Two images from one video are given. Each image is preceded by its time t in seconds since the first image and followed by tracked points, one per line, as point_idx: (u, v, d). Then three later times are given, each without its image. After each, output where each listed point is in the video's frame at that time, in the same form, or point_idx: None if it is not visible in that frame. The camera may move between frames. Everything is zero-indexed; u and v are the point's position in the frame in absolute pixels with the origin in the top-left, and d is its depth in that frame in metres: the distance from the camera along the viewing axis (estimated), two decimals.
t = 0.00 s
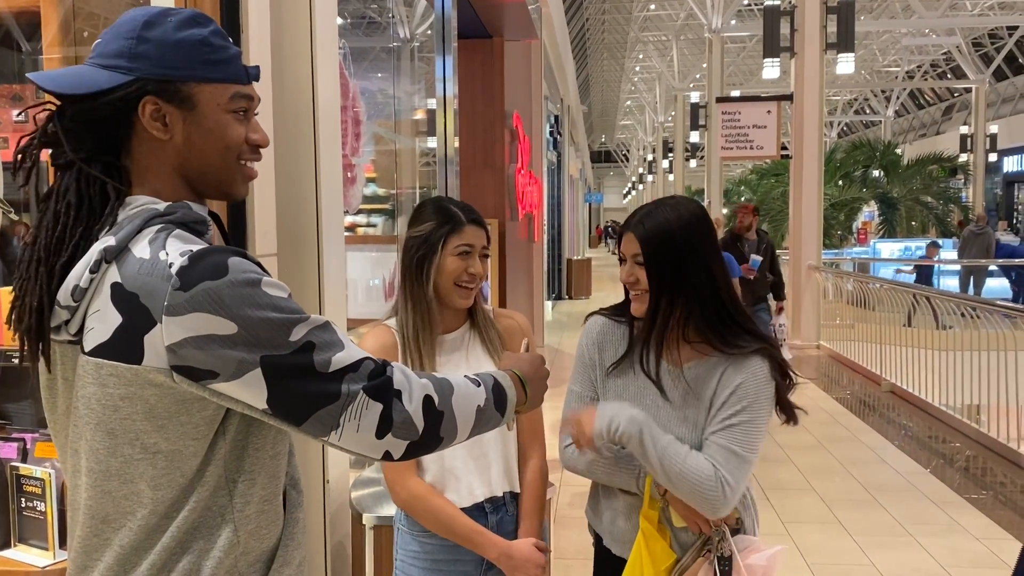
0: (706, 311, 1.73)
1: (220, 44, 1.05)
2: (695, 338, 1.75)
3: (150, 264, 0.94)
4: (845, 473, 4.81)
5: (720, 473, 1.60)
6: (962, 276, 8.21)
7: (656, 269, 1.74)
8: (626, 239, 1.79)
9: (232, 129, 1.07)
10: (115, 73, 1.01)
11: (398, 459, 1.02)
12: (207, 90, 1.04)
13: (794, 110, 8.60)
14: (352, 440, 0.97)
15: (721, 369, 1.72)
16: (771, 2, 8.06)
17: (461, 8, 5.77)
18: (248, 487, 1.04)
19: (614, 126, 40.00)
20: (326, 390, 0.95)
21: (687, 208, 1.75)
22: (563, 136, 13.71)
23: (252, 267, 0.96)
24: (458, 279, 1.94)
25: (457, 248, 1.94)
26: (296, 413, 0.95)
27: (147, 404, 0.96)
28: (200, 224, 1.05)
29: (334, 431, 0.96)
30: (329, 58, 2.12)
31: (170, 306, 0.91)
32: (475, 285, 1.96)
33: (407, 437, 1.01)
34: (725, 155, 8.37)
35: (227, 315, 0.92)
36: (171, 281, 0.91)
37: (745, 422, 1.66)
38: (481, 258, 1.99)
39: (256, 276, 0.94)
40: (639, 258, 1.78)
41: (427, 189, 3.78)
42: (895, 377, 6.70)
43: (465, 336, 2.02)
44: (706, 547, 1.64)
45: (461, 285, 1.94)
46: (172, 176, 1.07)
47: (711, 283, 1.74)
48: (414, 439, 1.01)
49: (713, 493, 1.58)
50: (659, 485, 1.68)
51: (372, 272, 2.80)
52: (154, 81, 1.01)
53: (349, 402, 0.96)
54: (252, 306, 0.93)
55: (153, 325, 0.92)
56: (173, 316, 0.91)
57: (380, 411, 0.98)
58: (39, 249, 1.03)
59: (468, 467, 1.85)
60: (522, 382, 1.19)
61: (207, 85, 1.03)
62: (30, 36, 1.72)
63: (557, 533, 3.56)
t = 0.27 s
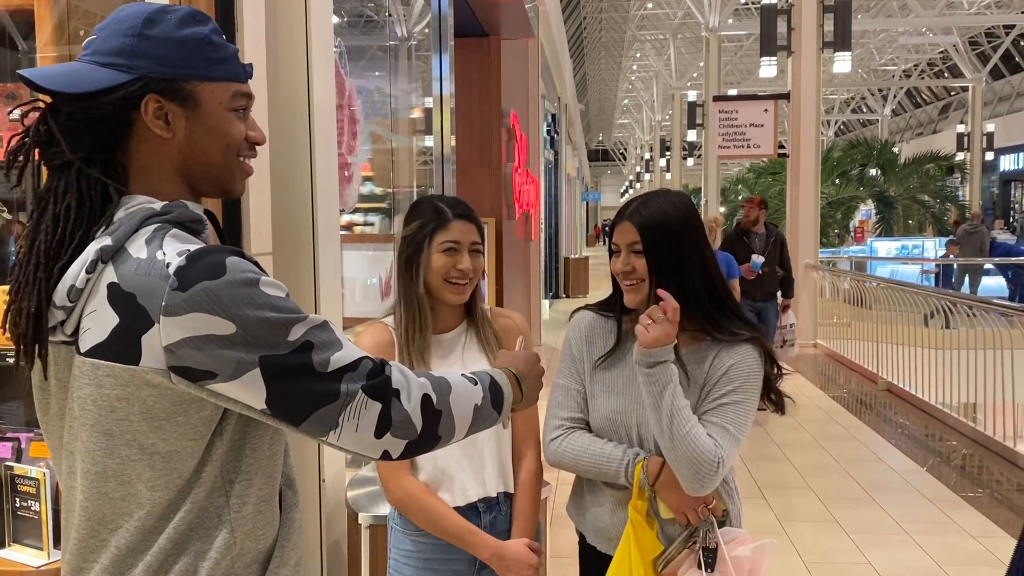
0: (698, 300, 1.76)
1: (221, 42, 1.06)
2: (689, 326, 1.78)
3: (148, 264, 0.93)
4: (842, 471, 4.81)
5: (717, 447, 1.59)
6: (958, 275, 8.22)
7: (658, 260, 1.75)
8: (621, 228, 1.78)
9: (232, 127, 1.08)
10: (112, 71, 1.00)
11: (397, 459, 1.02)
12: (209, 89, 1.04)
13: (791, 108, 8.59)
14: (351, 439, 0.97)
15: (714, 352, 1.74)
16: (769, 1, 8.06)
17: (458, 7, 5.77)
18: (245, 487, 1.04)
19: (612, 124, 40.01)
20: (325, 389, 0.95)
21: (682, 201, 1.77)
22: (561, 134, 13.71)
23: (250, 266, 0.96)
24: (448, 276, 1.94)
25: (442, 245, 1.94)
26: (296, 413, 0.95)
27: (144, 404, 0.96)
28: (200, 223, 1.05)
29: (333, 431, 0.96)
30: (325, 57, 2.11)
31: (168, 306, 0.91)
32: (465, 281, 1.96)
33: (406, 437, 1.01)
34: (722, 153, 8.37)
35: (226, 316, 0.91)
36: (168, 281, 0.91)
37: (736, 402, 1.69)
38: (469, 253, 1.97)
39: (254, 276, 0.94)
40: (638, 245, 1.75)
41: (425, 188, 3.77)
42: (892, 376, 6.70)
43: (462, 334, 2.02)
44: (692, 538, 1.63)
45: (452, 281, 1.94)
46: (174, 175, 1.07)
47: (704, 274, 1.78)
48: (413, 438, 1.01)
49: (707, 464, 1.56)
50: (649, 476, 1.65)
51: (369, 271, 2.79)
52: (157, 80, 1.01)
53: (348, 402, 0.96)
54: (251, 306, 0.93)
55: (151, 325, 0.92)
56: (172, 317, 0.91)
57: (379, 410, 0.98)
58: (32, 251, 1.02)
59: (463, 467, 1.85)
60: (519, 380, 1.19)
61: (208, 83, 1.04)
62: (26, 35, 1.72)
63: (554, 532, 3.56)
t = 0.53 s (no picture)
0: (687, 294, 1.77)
1: (198, 35, 1.03)
2: (682, 320, 1.76)
3: (145, 262, 0.93)
4: (839, 471, 4.81)
5: (763, 461, 1.62)
6: (956, 275, 8.22)
7: (651, 253, 1.76)
8: (614, 221, 1.80)
9: (210, 121, 1.05)
10: (93, 68, 1.01)
11: (395, 459, 1.02)
12: (181, 82, 1.03)
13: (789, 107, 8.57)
14: (349, 439, 0.97)
15: (710, 348, 1.73)
16: None
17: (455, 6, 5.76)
18: (242, 488, 1.04)
19: (610, 123, 40.02)
20: (325, 389, 0.95)
21: (675, 198, 1.80)
22: (559, 133, 13.69)
23: (248, 265, 0.96)
24: (434, 274, 1.92)
25: (426, 245, 1.94)
26: (294, 413, 0.94)
27: (142, 404, 0.95)
28: (194, 221, 1.04)
29: (330, 431, 0.96)
30: (322, 59, 2.11)
31: (166, 304, 0.90)
32: (455, 278, 1.93)
33: (405, 437, 1.00)
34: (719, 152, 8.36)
35: (224, 315, 0.91)
36: (166, 279, 0.91)
37: (761, 408, 1.67)
38: (457, 250, 1.95)
39: (253, 274, 0.94)
40: (633, 237, 1.77)
41: (422, 187, 3.77)
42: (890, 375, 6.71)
43: (463, 333, 2.01)
44: (688, 536, 1.65)
45: (440, 279, 1.92)
46: (156, 171, 1.06)
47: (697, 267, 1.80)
48: (412, 438, 1.01)
49: (761, 482, 1.61)
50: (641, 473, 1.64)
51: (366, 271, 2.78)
52: (128, 75, 1.00)
53: (347, 402, 0.96)
54: (250, 305, 0.92)
55: (148, 324, 0.92)
56: (169, 314, 0.90)
57: (378, 410, 0.98)
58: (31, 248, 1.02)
59: (458, 466, 1.85)
60: (518, 381, 1.19)
61: (180, 76, 1.02)
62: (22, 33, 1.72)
63: (551, 530, 3.56)
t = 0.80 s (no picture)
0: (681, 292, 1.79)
1: (196, 33, 1.03)
2: (679, 316, 1.79)
3: (143, 261, 0.93)
4: (837, 470, 4.82)
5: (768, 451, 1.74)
6: (955, 274, 8.22)
7: (635, 252, 1.77)
8: (600, 220, 1.82)
9: (206, 120, 1.05)
10: (91, 67, 1.01)
11: (394, 461, 1.01)
12: (179, 81, 1.02)
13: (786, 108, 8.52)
14: (347, 441, 0.97)
15: (710, 347, 1.75)
16: None
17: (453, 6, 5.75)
18: (241, 489, 1.04)
19: (609, 123, 40.02)
20: (323, 390, 0.94)
21: (662, 198, 1.80)
22: (557, 133, 13.69)
23: (247, 265, 0.96)
24: (435, 273, 1.93)
25: (427, 244, 1.95)
26: (291, 414, 0.94)
27: (140, 404, 0.95)
28: (194, 220, 1.03)
29: (328, 432, 0.96)
30: (320, 59, 2.11)
31: (163, 304, 0.90)
32: (456, 276, 1.93)
33: (404, 439, 1.00)
34: (718, 152, 8.37)
35: (222, 314, 0.91)
36: (164, 278, 0.91)
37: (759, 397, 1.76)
38: (458, 249, 1.95)
39: (251, 274, 0.94)
40: (617, 236, 1.79)
41: (420, 187, 3.77)
42: (889, 374, 6.71)
43: (464, 334, 2.01)
44: (679, 542, 1.64)
45: (441, 277, 1.93)
46: (151, 171, 1.06)
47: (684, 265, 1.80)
48: (411, 441, 1.01)
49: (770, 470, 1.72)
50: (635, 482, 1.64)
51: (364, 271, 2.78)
52: (125, 74, 1.00)
53: (345, 403, 0.95)
54: (249, 305, 0.92)
55: (145, 323, 0.92)
56: (167, 314, 0.90)
57: (377, 412, 0.98)
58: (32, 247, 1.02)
59: (454, 467, 1.86)
60: (520, 385, 1.19)
61: (176, 75, 1.01)
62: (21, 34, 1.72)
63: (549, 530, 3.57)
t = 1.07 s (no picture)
0: (684, 291, 1.76)
1: (203, 33, 1.03)
2: (673, 318, 1.78)
3: (144, 261, 0.93)
4: (836, 470, 4.82)
5: (754, 451, 1.66)
6: (954, 274, 8.22)
7: (629, 255, 1.76)
8: (603, 223, 1.81)
9: (214, 121, 1.05)
10: (97, 65, 1.00)
11: (396, 464, 1.01)
12: (185, 81, 1.02)
13: (785, 108, 8.42)
14: (349, 443, 0.97)
15: (716, 347, 1.74)
16: None
17: (452, 6, 5.75)
18: (242, 490, 1.04)
19: (607, 123, 40.04)
20: (325, 393, 0.94)
21: (665, 199, 1.77)
22: (556, 133, 13.69)
23: (249, 266, 0.95)
24: (437, 270, 1.93)
25: (430, 240, 1.95)
26: (293, 416, 0.94)
27: (141, 405, 0.95)
28: (196, 220, 1.03)
29: (330, 435, 0.96)
30: (318, 59, 2.10)
31: (164, 305, 0.90)
32: (458, 273, 1.93)
33: (406, 442, 1.00)
34: (716, 152, 8.37)
35: (224, 317, 0.91)
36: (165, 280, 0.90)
37: (753, 399, 1.70)
38: (460, 246, 1.95)
39: (253, 275, 0.94)
40: (614, 240, 1.79)
41: (419, 187, 3.76)
42: (889, 374, 6.72)
43: (467, 333, 2.01)
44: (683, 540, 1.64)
45: (443, 274, 1.93)
46: (156, 172, 1.06)
47: (687, 267, 1.77)
48: (413, 444, 1.01)
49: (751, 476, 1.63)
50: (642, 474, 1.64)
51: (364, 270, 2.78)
52: (132, 73, 1.00)
53: (347, 406, 0.95)
54: (251, 306, 0.92)
55: (146, 324, 0.91)
56: (168, 315, 0.90)
57: (379, 415, 0.98)
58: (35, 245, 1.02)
59: (454, 466, 1.85)
60: (524, 387, 1.19)
61: (180, 75, 1.01)
62: (20, 34, 1.72)
63: (548, 530, 3.57)
